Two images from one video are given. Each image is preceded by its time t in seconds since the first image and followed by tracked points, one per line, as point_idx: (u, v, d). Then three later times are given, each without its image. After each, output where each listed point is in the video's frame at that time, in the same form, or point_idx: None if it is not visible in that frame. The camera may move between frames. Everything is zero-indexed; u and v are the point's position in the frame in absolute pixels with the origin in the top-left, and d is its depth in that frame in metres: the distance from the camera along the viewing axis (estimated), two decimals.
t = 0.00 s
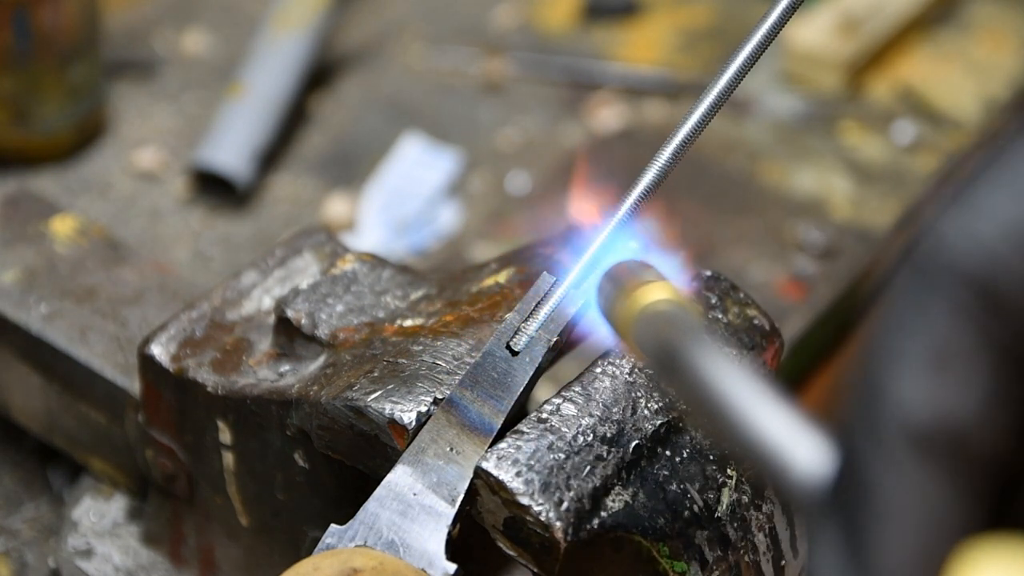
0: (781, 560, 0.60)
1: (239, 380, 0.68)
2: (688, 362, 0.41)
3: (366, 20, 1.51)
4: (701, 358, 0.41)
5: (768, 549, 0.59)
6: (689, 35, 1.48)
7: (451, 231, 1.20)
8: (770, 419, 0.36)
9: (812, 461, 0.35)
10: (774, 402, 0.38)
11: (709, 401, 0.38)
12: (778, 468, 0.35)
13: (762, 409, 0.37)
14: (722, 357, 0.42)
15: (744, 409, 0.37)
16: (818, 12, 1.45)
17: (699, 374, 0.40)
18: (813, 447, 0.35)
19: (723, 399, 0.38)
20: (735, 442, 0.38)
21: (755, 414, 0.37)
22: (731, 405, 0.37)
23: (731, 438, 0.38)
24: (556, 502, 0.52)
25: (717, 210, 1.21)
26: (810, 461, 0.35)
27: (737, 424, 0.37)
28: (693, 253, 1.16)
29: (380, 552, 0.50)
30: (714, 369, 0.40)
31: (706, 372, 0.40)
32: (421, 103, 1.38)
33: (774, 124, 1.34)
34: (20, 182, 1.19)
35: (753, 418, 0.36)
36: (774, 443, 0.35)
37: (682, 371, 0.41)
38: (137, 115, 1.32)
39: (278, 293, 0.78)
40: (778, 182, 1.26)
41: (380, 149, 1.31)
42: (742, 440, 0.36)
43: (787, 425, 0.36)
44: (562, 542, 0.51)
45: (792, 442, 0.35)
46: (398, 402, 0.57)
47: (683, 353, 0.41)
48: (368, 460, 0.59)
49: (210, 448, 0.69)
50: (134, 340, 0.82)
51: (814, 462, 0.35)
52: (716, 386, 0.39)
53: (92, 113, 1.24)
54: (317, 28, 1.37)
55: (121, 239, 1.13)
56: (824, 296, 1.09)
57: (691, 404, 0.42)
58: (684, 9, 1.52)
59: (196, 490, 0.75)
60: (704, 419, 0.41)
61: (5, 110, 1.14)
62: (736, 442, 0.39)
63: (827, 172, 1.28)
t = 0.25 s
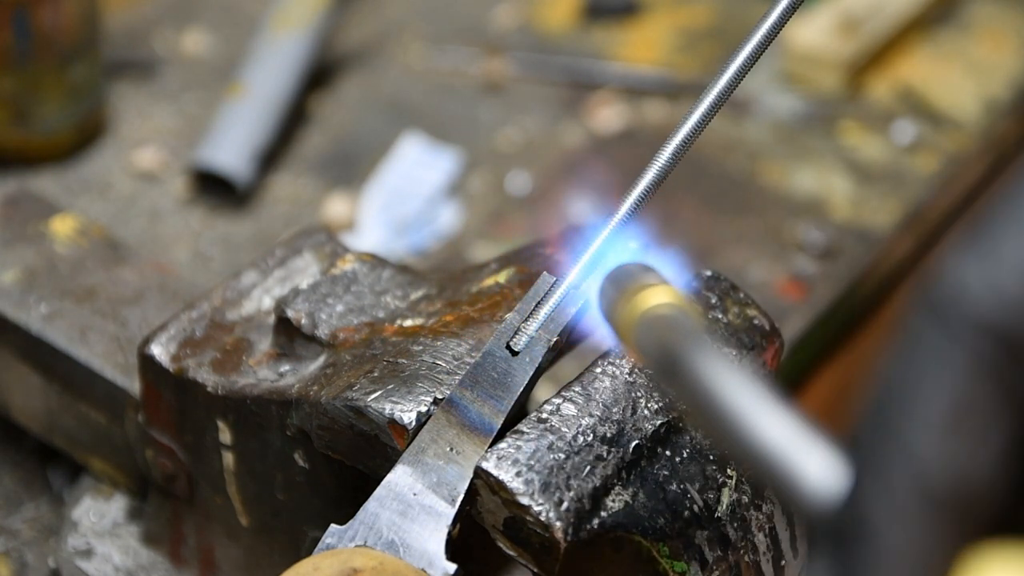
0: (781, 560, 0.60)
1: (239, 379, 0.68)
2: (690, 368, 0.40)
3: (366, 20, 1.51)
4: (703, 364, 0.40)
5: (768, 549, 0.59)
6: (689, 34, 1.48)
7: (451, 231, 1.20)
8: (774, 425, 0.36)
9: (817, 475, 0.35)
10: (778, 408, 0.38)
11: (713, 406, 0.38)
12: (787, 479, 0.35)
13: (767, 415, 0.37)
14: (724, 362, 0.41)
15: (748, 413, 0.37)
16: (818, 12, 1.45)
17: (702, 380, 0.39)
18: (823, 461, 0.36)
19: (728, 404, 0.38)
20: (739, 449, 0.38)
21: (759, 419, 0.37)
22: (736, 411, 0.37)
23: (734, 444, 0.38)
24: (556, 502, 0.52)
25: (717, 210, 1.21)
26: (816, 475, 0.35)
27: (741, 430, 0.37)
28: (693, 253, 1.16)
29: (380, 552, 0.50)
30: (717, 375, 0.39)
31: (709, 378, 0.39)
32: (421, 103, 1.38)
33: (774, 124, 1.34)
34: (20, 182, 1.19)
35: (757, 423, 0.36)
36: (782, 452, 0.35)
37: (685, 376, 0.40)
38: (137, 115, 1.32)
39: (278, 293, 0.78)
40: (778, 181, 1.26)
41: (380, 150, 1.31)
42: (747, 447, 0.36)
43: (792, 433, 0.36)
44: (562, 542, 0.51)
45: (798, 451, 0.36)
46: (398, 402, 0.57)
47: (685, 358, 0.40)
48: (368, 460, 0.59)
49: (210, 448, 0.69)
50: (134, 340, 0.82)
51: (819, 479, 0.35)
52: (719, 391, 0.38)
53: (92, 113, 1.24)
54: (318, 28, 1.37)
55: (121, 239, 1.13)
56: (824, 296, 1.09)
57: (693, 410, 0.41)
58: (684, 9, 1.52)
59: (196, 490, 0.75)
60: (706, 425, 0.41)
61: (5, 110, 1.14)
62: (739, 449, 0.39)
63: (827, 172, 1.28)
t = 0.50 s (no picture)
0: (781, 560, 0.60)
1: (239, 379, 0.68)
2: (691, 363, 0.39)
3: (366, 20, 1.51)
4: (704, 359, 0.39)
5: (768, 549, 0.59)
6: (689, 34, 1.48)
7: (451, 231, 1.20)
8: (775, 422, 0.36)
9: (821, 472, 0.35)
10: (780, 404, 0.37)
11: (713, 401, 0.37)
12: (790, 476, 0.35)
13: (769, 412, 0.36)
14: (726, 358, 0.40)
15: (749, 408, 0.36)
16: (818, 12, 1.45)
17: (704, 375, 0.38)
18: (830, 460, 0.35)
19: (729, 398, 0.37)
20: (740, 445, 0.37)
21: (761, 415, 0.36)
22: (737, 407, 0.37)
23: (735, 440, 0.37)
24: (556, 502, 0.52)
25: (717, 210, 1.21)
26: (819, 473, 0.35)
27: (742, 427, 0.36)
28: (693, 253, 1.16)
29: (380, 551, 0.50)
30: (719, 370, 0.39)
31: (710, 373, 0.39)
32: (421, 103, 1.38)
33: (774, 124, 1.34)
34: (20, 182, 1.19)
35: (759, 420, 0.36)
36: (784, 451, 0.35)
37: (687, 372, 0.39)
38: (137, 115, 1.32)
39: (278, 293, 0.78)
40: (778, 181, 1.26)
41: (380, 150, 1.31)
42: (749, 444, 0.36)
43: (795, 431, 0.36)
44: (562, 542, 0.51)
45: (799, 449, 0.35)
46: (397, 402, 0.57)
47: (687, 353, 0.40)
48: (368, 460, 0.59)
49: (210, 448, 0.69)
50: (134, 340, 0.82)
51: (823, 478, 0.35)
52: (720, 386, 0.38)
53: (92, 113, 1.24)
54: (317, 28, 1.37)
55: (121, 239, 1.13)
56: (824, 296, 1.09)
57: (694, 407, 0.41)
58: (684, 9, 1.52)
59: (196, 490, 0.75)
60: (707, 423, 0.40)
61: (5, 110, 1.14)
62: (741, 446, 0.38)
63: (827, 172, 1.28)
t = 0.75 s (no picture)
0: (781, 560, 0.60)
1: (239, 379, 0.68)
2: (669, 365, 0.40)
3: (366, 20, 1.51)
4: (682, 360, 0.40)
5: (768, 549, 0.59)
6: (689, 34, 1.48)
7: (451, 231, 1.20)
8: (751, 422, 0.36)
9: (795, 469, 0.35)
10: (755, 405, 0.37)
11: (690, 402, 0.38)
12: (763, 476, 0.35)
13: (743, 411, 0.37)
14: (704, 357, 0.41)
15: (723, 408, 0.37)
16: (818, 12, 1.45)
17: (680, 377, 0.39)
18: (805, 459, 0.35)
19: (705, 400, 0.37)
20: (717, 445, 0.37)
21: (735, 416, 0.36)
22: (712, 408, 0.37)
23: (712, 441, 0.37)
24: (556, 502, 0.52)
25: (717, 210, 1.21)
26: (795, 471, 0.35)
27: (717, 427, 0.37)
28: (693, 253, 1.16)
29: (380, 551, 0.50)
30: (697, 371, 0.39)
31: (687, 374, 0.39)
32: (421, 103, 1.38)
33: (774, 124, 1.34)
34: (20, 182, 1.19)
35: (733, 419, 0.36)
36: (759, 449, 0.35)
37: (664, 374, 0.40)
38: (137, 115, 1.32)
39: (278, 292, 0.78)
40: (778, 181, 1.26)
41: (380, 149, 1.31)
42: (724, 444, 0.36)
43: (769, 429, 0.36)
44: (562, 542, 0.51)
45: (772, 447, 0.35)
46: (398, 402, 0.57)
47: (665, 354, 0.40)
48: (367, 460, 0.59)
49: (210, 448, 0.69)
50: (134, 340, 0.82)
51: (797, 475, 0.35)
52: (696, 387, 0.38)
53: (92, 113, 1.24)
54: (318, 28, 1.37)
55: (121, 239, 1.13)
56: (825, 296, 1.09)
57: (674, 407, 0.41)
58: (684, 9, 1.52)
59: (196, 490, 0.75)
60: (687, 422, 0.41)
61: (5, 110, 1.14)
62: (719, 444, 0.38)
63: (827, 172, 1.28)
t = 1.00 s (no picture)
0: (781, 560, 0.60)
1: (239, 379, 0.68)
2: (653, 363, 0.39)
3: (366, 20, 1.51)
4: (667, 358, 0.39)
5: (769, 549, 0.59)
6: (689, 34, 1.48)
7: (450, 231, 1.20)
8: (740, 426, 0.36)
9: (786, 475, 0.34)
10: (743, 407, 0.37)
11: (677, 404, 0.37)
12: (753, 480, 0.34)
13: (732, 414, 0.36)
14: (686, 355, 0.40)
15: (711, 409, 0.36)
16: (818, 12, 1.45)
17: (666, 377, 0.38)
18: (795, 465, 0.35)
19: (692, 401, 0.37)
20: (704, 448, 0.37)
21: (724, 418, 0.36)
22: (700, 410, 0.36)
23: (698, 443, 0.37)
24: (556, 502, 0.52)
25: (717, 210, 1.21)
26: (785, 477, 0.34)
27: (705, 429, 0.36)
28: (692, 253, 1.16)
29: (380, 552, 0.50)
30: (681, 370, 0.38)
31: (673, 374, 0.38)
32: (421, 103, 1.38)
33: (774, 124, 1.34)
34: (20, 182, 1.19)
35: (722, 424, 0.35)
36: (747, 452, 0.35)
37: (649, 373, 0.39)
38: (137, 115, 1.32)
39: (278, 292, 0.78)
40: (778, 181, 1.26)
41: (380, 149, 1.31)
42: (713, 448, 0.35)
43: (756, 432, 0.35)
44: (562, 542, 0.51)
45: (761, 452, 0.35)
46: (398, 402, 0.57)
47: (650, 352, 0.39)
48: (367, 460, 0.59)
49: (210, 448, 0.69)
50: (134, 340, 0.82)
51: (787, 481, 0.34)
52: (684, 388, 0.37)
53: (92, 113, 1.24)
54: (318, 28, 1.37)
55: (121, 239, 1.13)
56: (825, 296, 1.09)
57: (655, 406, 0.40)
58: (684, 9, 1.52)
59: (196, 490, 0.75)
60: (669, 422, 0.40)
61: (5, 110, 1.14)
62: (703, 446, 0.38)
63: (827, 172, 1.28)
